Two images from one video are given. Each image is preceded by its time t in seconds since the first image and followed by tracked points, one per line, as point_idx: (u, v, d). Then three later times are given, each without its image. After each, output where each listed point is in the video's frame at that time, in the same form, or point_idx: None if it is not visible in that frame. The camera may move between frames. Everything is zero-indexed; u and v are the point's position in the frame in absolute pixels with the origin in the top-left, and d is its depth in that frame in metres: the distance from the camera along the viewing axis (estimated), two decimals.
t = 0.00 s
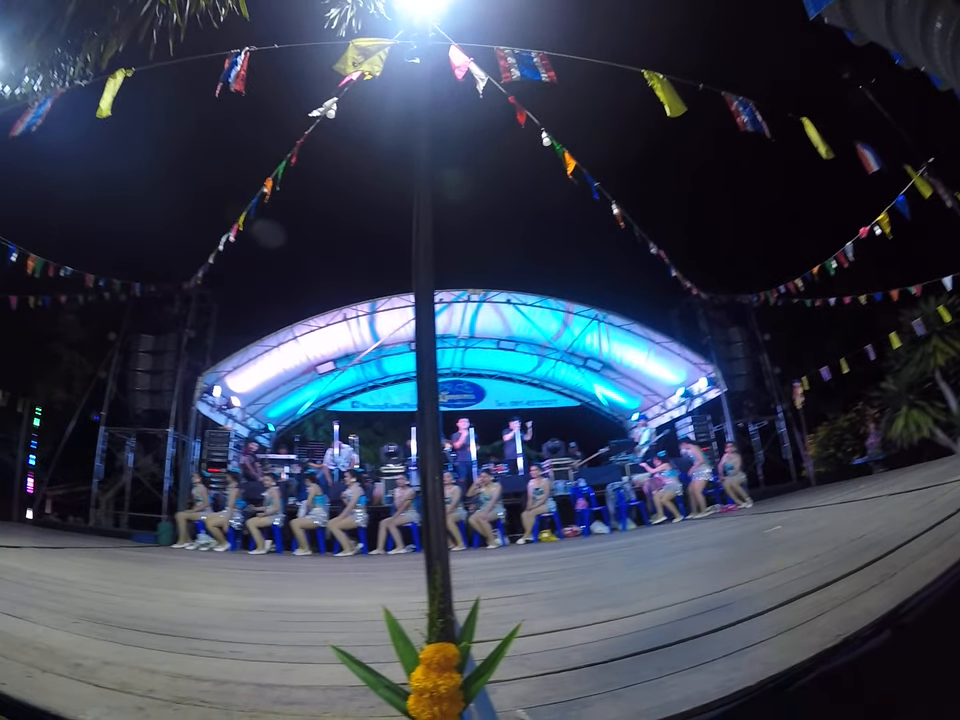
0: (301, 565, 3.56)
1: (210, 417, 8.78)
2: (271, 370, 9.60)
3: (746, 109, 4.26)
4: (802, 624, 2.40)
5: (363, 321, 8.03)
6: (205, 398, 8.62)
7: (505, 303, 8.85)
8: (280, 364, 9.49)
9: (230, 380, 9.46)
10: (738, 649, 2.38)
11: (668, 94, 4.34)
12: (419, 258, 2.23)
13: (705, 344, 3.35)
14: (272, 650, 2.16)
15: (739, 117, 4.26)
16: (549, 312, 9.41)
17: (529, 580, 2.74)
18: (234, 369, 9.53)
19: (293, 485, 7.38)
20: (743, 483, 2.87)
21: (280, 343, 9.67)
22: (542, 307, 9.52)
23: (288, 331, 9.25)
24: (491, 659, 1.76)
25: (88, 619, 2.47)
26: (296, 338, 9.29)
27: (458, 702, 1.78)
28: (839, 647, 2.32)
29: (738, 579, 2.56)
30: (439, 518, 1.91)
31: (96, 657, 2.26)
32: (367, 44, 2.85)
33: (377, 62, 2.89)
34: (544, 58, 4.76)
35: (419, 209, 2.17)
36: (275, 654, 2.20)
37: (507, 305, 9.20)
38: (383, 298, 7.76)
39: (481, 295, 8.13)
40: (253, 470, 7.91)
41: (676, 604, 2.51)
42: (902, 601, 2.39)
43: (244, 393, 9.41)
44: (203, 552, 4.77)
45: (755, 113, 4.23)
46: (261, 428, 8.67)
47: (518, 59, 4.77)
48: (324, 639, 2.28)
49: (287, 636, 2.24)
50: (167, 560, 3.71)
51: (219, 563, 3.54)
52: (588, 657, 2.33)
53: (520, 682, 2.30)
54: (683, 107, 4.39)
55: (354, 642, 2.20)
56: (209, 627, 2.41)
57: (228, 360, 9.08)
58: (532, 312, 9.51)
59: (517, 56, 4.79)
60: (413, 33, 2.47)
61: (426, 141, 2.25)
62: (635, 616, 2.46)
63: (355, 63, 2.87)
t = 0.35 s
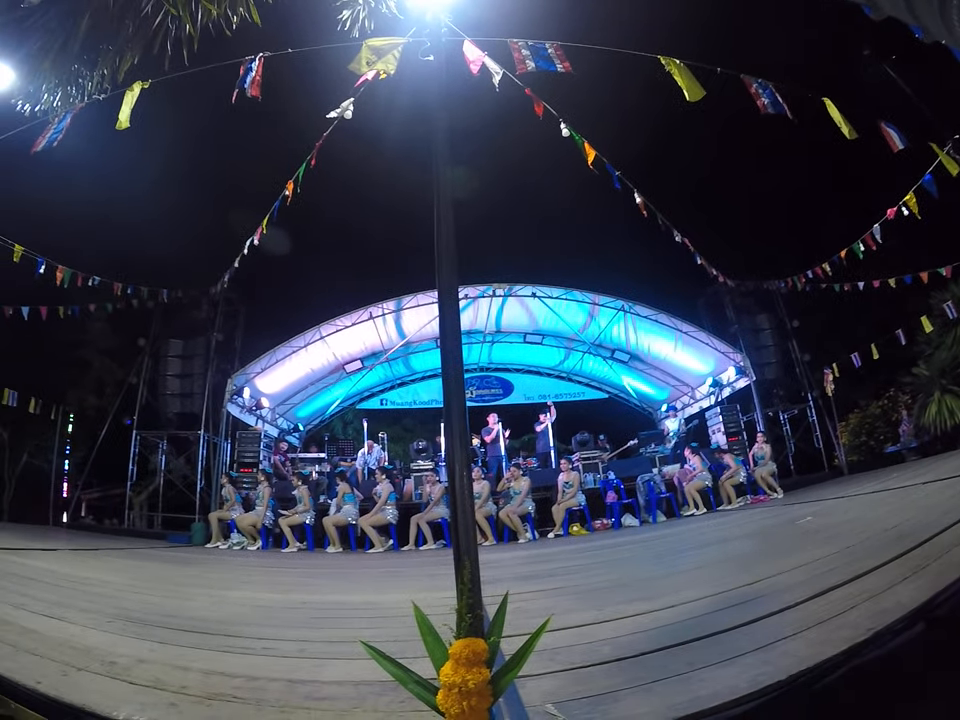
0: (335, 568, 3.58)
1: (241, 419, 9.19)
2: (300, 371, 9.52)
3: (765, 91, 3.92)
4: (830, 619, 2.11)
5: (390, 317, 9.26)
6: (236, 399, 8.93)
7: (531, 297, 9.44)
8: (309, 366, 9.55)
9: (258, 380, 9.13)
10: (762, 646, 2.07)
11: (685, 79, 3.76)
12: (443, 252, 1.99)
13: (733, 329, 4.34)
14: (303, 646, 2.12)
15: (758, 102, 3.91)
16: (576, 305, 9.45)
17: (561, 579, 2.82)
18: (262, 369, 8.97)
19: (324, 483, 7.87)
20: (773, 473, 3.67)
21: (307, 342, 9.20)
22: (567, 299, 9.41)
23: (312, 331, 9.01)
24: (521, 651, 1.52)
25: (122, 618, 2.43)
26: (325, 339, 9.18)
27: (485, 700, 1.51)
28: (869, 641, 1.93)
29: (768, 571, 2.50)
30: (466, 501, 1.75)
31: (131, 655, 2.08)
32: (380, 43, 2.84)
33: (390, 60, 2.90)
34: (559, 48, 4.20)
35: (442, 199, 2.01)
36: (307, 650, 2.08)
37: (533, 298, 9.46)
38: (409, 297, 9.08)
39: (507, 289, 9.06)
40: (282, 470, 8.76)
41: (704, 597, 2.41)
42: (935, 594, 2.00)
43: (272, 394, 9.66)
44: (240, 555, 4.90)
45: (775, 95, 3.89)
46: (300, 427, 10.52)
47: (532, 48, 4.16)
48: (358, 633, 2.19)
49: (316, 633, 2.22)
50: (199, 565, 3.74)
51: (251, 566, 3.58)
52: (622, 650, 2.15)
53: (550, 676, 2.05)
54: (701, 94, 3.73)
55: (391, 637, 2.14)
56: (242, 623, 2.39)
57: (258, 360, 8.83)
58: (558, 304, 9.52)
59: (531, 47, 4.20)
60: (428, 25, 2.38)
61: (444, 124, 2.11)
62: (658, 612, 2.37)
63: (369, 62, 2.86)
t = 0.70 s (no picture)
0: (361, 568, 3.62)
1: (266, 421, 9.52)
2: (323, 374, 9.85)
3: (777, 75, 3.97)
4: (858, 612, 2.03)
5: (412, 316, 9.50)
6: (259, 403, 9.27)
7: (551, 293, 9.25)
8: (332, 367, 9.86)
9: (282, 382, 9.46)
10: (787, 640, 1.98)
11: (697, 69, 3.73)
12: (459, 252, 1.88)
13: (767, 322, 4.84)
14: (332, 645, 2.09)
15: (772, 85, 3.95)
16: (596, 300, 9.39)
17: (587, 575, 2.87)
18: (288, 372, 9.31)
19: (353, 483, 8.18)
20: (797, 463, 5.62)
21: (331, 345, 9.53)
22: (587, 294, 9.24)
23: (335, 333, 9.27)
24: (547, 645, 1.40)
25: (152, 620, 2.46)
26: (346, 339, 9.45)
27: (512, 697, 1.40)
28: (896, 634, 1.86)
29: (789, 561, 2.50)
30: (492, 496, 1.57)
31: (162, 656, 2.07)
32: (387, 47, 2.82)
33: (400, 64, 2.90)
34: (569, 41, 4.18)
35: (458, 205, 1.89)
36: (335, 648, 2.05)
37: (553, 293, 9.20)
38: (428, 295, 9.26)
39: (527, 286, 8.92)
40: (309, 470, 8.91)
41: (732, 591, 2.34)
42: None
43: (297, 396, 9.97)
44: (269, 555, 5.02)
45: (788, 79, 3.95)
46: (325, 428, 10.95)
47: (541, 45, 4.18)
48: (385, 632, 2.18)
49: (345, 632, 2.22)
50: (228, 567, 3.80)
51: (279, 569, 3.65)
52: (649, 644, 2.04)
53: (574, 673, 1.93)
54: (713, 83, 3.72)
55: (418, 636, 2.10)
56: (270, 623, 2.40)
57: (283, 364, 9.19)
58: (578, 299, 9.32)
59: (541, 44, 4.21)
60: (435, 26, 2.32)
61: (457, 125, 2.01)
62: (682, 604, 2.30)
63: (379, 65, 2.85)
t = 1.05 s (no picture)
0: (387, 568, 3.65)
1: (293, 423, 9.77)
2: (348, 374, 10.09)
3: (795, 66, 3.72)
4: (883, 610, 1.93)
5: (435, 317, 9.69)
6: (286, 405, 9.44)
7: (574, 292, 9.20)
8: (357, 368, 10.11)
9: (309, 385, 9.69)
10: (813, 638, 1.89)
11: (713, 60, 3.18)
12: (482, 253, 1.82)
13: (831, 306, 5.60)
14: (360, 643, 2.10)
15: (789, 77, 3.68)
16: (620, 297, 9.31)
17: (611, 574, 2.86)
18: (313, 374, 9.56)
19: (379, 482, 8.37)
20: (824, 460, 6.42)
21: (355, 348, 9.76)
22: (610, 290, 9.17)
23: (361, 335, 9.54)
24: (574, 638, 1.35)
25: (184, 620, 2.51)
26: (370, 340, 9.67)
27: (540, 694, 1.34)
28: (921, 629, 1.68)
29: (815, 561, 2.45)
30: (521, 496, 1.53)
31: (192, 654, 2.09)
32: (406, 52, 2.83)
33: (418, 68, 2.87)
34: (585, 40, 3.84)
35: (479, 198, 1.83)
36: (364, 646, 2.06)
37: (575, 292, 9.18)
38: (451, 296, 9.40)
39: (549, 284, 8.89)
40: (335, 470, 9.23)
41: (757, 588, 2.28)
42: None
43: (323, 398, 10.22)
44: (296, 555, 5.10)
45: (806, 70, 3.70)
46: (351, 429, 11.22)
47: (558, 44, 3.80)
48: (415, 630, 2.19)
49: (374, 630, 2.24)
50: (256, 567, 3.86)
51: (308, 569, 3.71)
52: (673, 644, 1.99)
53: (600, 670, 1.88)
54: (734, 78, 3.10)
55: (447, 634, 2.10)
56: (299, 623, 2.43)
57: (309, 366, 9.46)
58: (601, 297, 9.28)
59: (556, 43, 3.88)
60: (452, 28, 2.31)
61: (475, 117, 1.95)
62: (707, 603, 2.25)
63: (396, 71, 2.82)
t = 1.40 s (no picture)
0: (406, 567, 3.66)
1: (310, 423, 9.53)
2: (364, 374, 9.74)
3: (809, 57, 3.71)
4: (905, 607, 1.83)
5: (451, 317, 9.27)
6: (304, 406, 9.17)
7: (590, 289, 8.99)
8: (373, 368, 9.75)
9: (325, 386, 9.36)
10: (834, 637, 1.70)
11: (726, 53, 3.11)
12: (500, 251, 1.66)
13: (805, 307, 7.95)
14: (379, 641, 2.09)
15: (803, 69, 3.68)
16: (636, 293, 9.09)
17: (630, 573, 2.82)
18: (330, 375, 9.19)
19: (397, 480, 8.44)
20: (843, 457, 6.43)
21: (372, 347, 9.35)
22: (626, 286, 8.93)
23: (377, 334, 9.13)
24: (600, 632, 1.21)
25: (204, 619, 2.53)
26: (386, 339, 9.26)
27: (564, 691, 1.19)
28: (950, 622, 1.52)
29: (833, 566, 2.33)
30: (542, 486, 1.37)
31: (213, 652, 2.07)
32: (419, 52, 2.82)
33: (432, 68, 2.86)
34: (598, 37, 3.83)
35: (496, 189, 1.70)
36: (383, 644, 2.05)
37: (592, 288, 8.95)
38: (468, 295, 9.03)
39: (565, 282, 8.58)
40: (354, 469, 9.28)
41: (774, 587, 2.21)
42: None
43: (339, 398, 9.88)
44: (315, 555, 5.12)
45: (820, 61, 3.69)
46: (368, 429, 11.07)
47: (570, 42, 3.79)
48: (435, 629, 2.18)
49: (393, 629, 2.23)
50: (275, 567, 3.89)
51: (326, 569, 3.72)
52: (693, 642, 1.78)
53: (620, 668, 1.67)
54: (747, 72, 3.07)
55: (468, 631, 2.07)
56: (320, 621, 2.43)
57: (326, 367, 9.05)
58: (617, 293, 9.05)
59: (568, 39, 3.84)
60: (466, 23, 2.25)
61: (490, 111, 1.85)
62: (721, 603, 2.10)
63: (410, 73, 2.82)
